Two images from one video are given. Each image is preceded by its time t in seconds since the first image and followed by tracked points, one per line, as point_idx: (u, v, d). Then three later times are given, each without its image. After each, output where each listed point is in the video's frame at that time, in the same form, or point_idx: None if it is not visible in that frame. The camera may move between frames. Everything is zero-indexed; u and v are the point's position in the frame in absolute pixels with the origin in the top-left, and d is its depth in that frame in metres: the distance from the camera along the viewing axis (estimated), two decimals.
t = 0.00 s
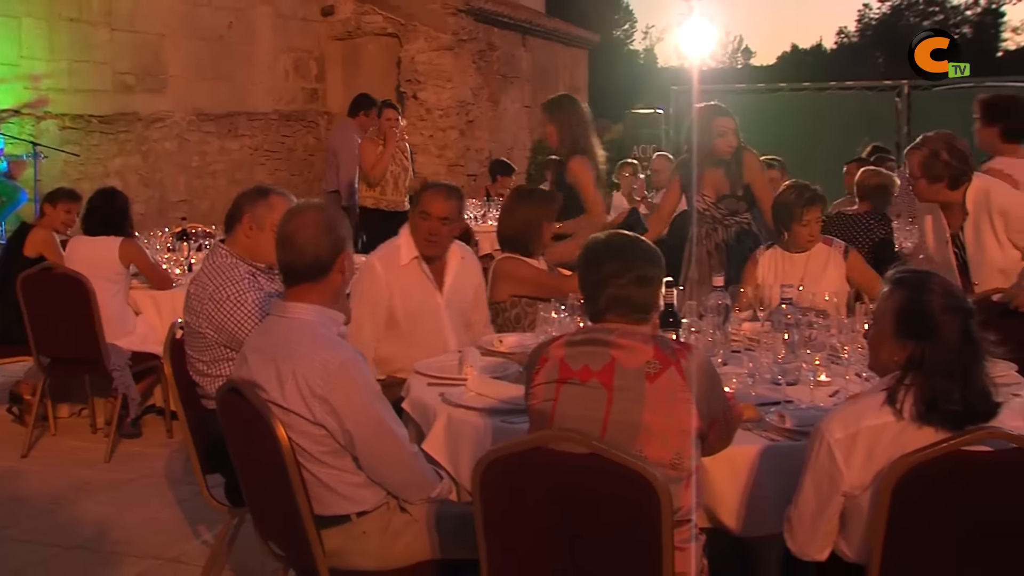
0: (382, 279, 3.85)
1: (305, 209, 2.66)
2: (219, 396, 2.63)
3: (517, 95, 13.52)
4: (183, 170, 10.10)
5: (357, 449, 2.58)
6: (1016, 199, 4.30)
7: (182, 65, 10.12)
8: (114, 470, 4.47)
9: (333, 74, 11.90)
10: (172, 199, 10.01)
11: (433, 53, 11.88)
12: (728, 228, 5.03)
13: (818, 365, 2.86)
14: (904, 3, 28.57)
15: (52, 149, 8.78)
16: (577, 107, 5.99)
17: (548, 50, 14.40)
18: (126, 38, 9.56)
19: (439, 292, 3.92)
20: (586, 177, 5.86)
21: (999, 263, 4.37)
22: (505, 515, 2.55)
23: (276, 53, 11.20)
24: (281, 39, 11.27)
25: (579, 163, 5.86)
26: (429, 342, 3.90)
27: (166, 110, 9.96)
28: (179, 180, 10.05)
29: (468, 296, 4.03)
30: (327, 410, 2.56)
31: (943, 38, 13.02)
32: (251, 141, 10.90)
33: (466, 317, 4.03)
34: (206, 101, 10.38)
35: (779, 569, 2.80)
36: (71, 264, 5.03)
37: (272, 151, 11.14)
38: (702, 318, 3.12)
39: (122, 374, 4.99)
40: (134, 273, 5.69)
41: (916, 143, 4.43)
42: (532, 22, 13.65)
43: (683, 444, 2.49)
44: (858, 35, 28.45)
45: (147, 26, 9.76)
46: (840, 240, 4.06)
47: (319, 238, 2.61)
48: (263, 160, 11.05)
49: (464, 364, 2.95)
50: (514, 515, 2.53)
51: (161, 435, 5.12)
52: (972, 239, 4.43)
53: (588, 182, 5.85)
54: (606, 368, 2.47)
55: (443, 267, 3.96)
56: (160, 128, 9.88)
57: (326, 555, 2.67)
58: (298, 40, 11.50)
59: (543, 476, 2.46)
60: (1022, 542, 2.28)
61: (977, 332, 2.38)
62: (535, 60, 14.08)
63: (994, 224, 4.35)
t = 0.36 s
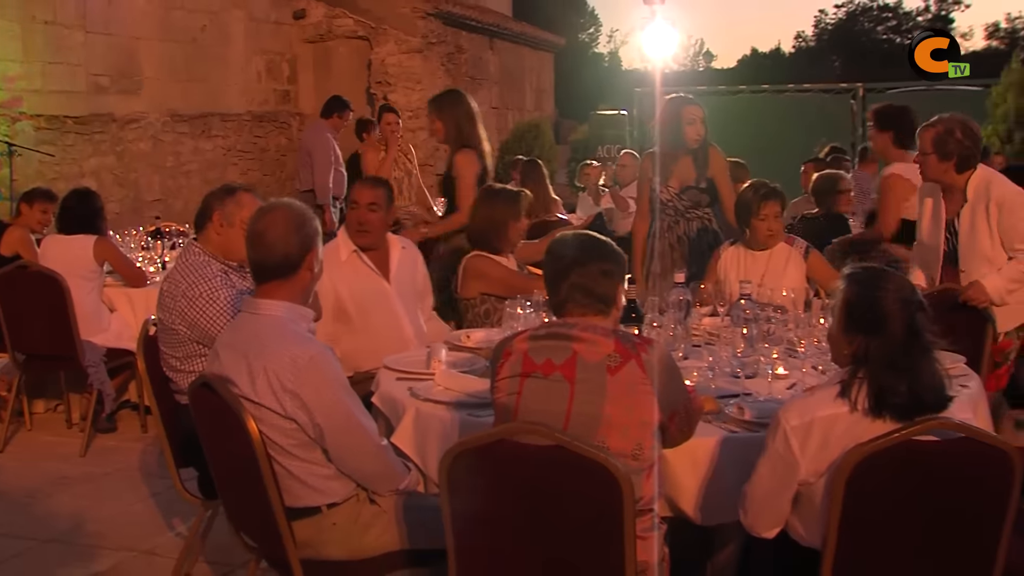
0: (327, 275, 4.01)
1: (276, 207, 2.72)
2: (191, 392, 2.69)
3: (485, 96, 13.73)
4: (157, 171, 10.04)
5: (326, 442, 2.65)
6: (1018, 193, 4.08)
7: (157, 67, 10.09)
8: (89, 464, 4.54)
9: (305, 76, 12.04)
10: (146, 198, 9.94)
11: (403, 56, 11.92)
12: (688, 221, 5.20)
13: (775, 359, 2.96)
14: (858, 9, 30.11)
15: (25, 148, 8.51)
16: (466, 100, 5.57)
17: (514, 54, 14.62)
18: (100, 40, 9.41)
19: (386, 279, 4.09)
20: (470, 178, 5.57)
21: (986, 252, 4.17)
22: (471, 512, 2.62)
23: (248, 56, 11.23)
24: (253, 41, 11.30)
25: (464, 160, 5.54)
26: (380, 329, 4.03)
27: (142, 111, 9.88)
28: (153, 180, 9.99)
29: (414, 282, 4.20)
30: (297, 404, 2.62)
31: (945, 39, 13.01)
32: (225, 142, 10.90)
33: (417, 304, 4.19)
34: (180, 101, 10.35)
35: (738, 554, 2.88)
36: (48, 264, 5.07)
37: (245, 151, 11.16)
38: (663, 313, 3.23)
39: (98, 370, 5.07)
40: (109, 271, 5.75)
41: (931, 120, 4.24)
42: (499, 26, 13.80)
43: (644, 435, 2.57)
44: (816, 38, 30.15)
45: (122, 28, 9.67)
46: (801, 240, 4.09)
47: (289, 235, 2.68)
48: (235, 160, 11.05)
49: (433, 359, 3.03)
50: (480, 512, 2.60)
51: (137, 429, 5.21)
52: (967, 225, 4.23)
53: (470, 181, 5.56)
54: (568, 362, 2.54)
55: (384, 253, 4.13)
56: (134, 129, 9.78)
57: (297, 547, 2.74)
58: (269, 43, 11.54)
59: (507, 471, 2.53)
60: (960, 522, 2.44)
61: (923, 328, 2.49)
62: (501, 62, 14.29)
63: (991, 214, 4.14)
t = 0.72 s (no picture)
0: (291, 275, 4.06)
1: (245, 207, 2.78)
2: (161, 388, 2.73)
3: (451, 98, 14.15)
4: (129, 172, 9.84)
5: (295, 437, 2.71)
6: (992, 184, 4.10)
7: (128, 70, 9.91)
8: (60, 461, 4.57)
9: (275, 78, 11.99)
10: (118, 199, 9.73)
11: (370, 58, 12.21)
12: (652, 218, 5.34)
13: (733, 354, 3.03)
14: (813, 15, 28.69)
15: None
16: (364, 109, 5.92)
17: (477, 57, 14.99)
18: (71, 43, 9.22)
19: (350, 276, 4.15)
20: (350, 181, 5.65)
21: (952, 236, 4.18)
22: (473, 518, 2.62)
23: (219, 58, 11.12)
24: (223, 44, 11.18)
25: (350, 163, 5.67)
26: (343, 326, 4.10)
27: (113, 112, 9.71)
28: (125, 181, 9.78)
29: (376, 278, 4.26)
30: (266, 401, 2.67)
31: (947, 39, 12.98)
32: (195, 143, 10.74)
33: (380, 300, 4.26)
34: (151, 104, 10.22)
35: (696, 546, 2.96)
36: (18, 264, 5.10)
37: (215, 152, 11.02)
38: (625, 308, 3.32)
39: (69, 368, 5.13)
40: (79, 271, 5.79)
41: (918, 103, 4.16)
42: (466, 28, 14.28)
43: (604, 431, 2.64)
44: (773, 42, 29.04)
45: (95, 31, 9.51)
46: (761, 239, 4.11)
47: (257, 234, 2.74)
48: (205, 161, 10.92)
49: (400, 355, 3.09)
50: (447, 509, 2.64)
51: (109, 425, 5.27)
52: (939, 208, 4.21)
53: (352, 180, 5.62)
54: (529, 360, 2.60)
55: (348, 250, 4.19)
56: (106, 129, 9.60)
57: (265, 540, 2.79)
58: (239, 46, 11.44)
59: (466, 467, 2.58)
60: (909, 511, 2.51)
61: (870, 326, 2.53)
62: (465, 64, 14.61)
63: (962, 200, 4.15)
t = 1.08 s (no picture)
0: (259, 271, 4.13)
1: (224, 206, 2.83)
2: (134, 383, 2.78)
3: (421, 99, 13.40)
4: (102, 171, 9.77)
5: (266, 432, 2.75)
6: (940, 174, 4.25)
7: (101, 70, 9.80)
8: (35, 456, 4.61)
9: (247, 79, 11.76)
10: (92, 197, 9.65)
11: (342, 59, 11.67)
12: (620, 213, 5.41)
13: (696, 348, 3.10)
14: (775, 16, 28.97)
15: None
16: (281, 102, 5.32)
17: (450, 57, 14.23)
18: (44, 43, 9.12)
19: (317, 272, 4.21)
20: (257, 179, 5.36)
21: (903, 230, 4.31)
22: (520, 524, 2.65)
23: (193, 59, 10.99)
24: (197, 45, 11.05)
25: (259, 161, 5.34)
26: (310, 320, 4.15)
27: (87, 112, 9.61)
28: (99, 179, 9.70)
29: (345, 273, 4.31)
30: (237, 396, 2.72)
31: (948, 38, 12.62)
32: (169, 143, 10.68)
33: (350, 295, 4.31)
34: (127, 104, 10.14)
35: (662, 535, 3.02)
36: None
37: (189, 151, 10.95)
38: (591, 304, 3.39)
39: (43, 365, 5.17)
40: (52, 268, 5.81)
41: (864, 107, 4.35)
42: (435, 30, 13.48)
43: (570, 424, 2.68)
44: (735, 44, 29.42)
45: (67, 31, 9.39)
46: (721, 231, 4.20)
47: (238, 234, 2.80)
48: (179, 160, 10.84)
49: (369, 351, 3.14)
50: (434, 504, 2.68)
51: (83, 421, 5.32)
52: (891, 203, 4.33)
53: (257, 183, 5.35)
54: (497, 355, 2.63)
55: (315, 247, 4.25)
56: (80, 129, 9.51)
57: (237, 532, 2.83)
58: (212, 48, 11.30)
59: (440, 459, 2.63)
60: (869, 500, 2.56)
61: (824, 322, 2.58)
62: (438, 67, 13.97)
63: (911, 189, 4.27)
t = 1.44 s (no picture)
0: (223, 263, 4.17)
1: (195, 201, 2.87)
2: (102, 376, 2.81)
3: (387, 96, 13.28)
4: (72, 167, 9.53)
5: (233, 424, 2.79)
6: (886, 163, 4.34)
7: (70, 66, 9.56)
8: (4, 451, 4.62)
9: (216, 76, 11.69)
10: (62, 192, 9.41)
11: (310, 56, 11.81)
12: (583, 205, 5.36)
13: (656, 339, 3.17)
14: (735, 15, 28.82)
15: None
16: (236, 99, 5.39)
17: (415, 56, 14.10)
18: (10, 39, 8.86)
19: (280, 265, 4.26)
20: (217, 175, 5.38)
21: (852, 222, 4.41)
22: (503, 520, 2.69)
23: (161, 56, 10.87)
24: (165, 42, 10.95)
25: (216, 157, 5.37)
26: (272, 312, 4.19)
27: (56, 108, 9.40)
28: (70, 176, 9.46)
29: (307, 266, 4.36)
30: (205, 388, 2.76)
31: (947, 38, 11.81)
32: (138, 139, 10.52)
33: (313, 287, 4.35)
34: (95, 99, 9.91)
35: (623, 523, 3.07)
36: None
37: (158, 147, 10.79)
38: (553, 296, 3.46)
39: (12, 357, 5.36)
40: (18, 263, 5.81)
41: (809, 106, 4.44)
42: (402, 28, 13.42)
43: (533, 415, 2.72)
44: (696, 42, 29.46)
45: (36, 26, 9.17)
46: (676, 224, 4.42)
47: (209, 230, 2.84)
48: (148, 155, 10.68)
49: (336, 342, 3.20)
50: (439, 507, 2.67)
51: (52, 416, 5.34)
52: (840, 194, 4.43)
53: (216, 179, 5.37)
54: (461, 347, 2.66)
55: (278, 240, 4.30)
56: (49, 125, 9.29)
57: (205, 523, 2.87)
58: (181, 44, 11.20)
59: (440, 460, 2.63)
60: (825, 489, 2.61)
61: (781, 312, 2.63)
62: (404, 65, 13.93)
63: (859, 179, 4.36)
